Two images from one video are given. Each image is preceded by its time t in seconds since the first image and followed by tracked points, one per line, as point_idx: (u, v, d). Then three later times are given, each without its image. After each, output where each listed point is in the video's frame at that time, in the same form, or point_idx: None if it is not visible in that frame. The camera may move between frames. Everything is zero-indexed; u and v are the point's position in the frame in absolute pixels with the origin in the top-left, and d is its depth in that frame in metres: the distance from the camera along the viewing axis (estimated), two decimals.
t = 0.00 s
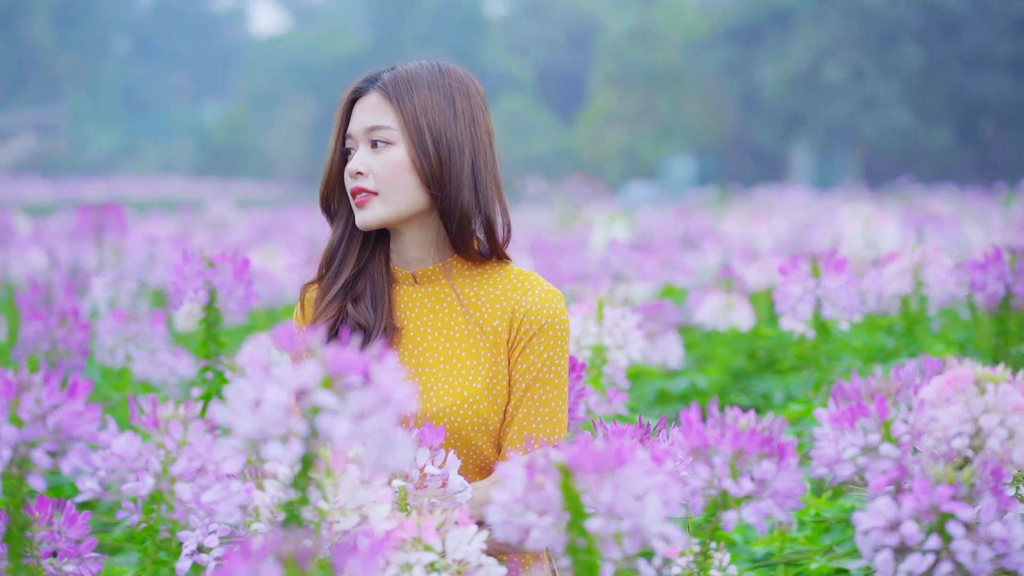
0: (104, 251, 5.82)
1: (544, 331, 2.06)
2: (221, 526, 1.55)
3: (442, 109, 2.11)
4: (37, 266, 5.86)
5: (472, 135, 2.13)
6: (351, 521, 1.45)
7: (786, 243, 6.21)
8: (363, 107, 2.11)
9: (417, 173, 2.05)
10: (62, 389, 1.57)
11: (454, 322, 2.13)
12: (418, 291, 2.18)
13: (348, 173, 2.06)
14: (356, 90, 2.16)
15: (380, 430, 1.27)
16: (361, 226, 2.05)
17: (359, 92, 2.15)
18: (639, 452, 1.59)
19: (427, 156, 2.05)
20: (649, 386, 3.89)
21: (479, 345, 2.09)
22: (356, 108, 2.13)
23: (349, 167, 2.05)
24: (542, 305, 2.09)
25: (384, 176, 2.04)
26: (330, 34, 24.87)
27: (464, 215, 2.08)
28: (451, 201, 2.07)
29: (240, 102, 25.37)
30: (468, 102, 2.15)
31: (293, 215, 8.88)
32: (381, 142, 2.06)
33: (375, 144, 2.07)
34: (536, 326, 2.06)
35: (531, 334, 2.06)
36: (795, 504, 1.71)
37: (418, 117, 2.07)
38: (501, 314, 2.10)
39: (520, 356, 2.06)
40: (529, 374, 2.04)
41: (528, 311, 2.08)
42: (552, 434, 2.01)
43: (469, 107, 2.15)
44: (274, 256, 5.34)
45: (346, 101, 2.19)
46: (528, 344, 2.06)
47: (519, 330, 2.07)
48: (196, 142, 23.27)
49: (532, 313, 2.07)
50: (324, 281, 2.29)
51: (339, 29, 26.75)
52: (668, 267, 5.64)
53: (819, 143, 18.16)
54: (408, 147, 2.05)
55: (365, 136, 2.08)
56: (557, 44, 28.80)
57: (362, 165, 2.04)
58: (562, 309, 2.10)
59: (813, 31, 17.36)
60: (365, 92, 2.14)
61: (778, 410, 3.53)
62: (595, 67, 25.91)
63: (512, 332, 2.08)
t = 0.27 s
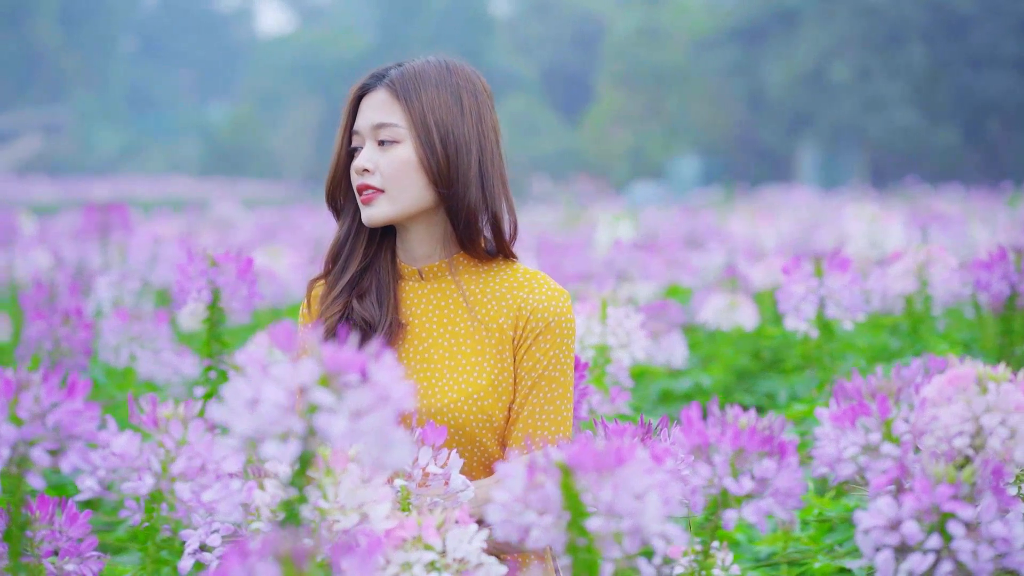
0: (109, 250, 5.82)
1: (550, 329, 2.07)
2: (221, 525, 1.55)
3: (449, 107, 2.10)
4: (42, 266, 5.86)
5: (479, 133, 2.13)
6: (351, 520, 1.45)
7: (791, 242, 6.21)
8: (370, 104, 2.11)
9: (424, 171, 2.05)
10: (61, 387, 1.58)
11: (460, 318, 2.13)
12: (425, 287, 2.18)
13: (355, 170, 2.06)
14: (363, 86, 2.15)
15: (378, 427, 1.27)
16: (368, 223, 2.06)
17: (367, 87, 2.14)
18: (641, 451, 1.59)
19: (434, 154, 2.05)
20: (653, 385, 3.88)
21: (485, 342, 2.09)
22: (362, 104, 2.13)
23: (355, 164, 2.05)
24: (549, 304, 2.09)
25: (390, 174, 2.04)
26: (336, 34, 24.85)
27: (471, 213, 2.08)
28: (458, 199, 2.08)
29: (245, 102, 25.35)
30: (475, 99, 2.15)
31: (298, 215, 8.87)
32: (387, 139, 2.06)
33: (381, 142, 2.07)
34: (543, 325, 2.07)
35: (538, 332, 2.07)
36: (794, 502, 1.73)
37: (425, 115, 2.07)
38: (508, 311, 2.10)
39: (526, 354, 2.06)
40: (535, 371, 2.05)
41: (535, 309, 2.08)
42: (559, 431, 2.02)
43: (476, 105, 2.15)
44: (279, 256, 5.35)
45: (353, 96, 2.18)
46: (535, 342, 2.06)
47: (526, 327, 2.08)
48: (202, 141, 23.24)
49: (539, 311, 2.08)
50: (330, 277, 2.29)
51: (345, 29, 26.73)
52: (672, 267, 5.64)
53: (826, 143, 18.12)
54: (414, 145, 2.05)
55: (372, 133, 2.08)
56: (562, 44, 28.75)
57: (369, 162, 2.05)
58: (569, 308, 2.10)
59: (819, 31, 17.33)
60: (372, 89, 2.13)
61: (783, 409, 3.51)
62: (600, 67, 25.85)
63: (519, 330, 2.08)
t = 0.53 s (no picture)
0: (113, 250, 5.84)
1: (557, 325, 2.07)
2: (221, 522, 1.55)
3: (458, 104, 2.10)
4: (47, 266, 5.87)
5: (487, 129, 2.13)
6: (352, 518, 1.45)
7: (796, 242, 6.20)
8: (378, 100, 2.11)
9: (433, 168, 2.05)
10: (60, 385, 1.58)
11: (467, 315, 2.13)
12: (431, 283, 2.18)
13: (363, 167, 2.06)
14: (372, 81, 2.15)
15: (375, 425, 1.27)
16: (375, 220, 2.06)
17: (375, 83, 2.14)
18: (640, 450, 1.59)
19: (443, 151, 2.05)
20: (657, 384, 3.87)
21: (491, 338, 2.09)
22: (371, 100, 2.12)
23: (363, 161, 2.05)
24: (555, 300, 2.09)
25: (398, 171, 2.04)
26: (341, 34, 24.87)
27: (479, 210, 2.09)
28: (467, 196, 2.08)
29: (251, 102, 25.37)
30: (483, 96, 2.14)
31: (303, 215, 8.87)
32: (396, 135, 2.06)
33: (389, 138, 2.07)
34: (550, 321, 2.07)
35: (545, 329, 2.06)
36: (795, 500, 1.72)
37: (434, 111, 2.07)
38: (514, 308, 2.10)
39: (532, 351, 2.06)
40: (541, 368, 2.04)
41: (541, 306, 2.08)
42: (563, 430, 2.01)
43: (485, 102, 2.15)
44: (283, 256, 5.37)
45: (362, 91, 2.18)
46: (542, 339, 2.06)
47: (532, 324, 2.07)
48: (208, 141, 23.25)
49: (546, 308, 2.08)
50: (337, 272, 2.29)
51: (350, 29, 26.73)
52: (676, 266, 5.63)
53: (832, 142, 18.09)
54: (424, 141, 2.05)
55: (380, 130, 2.08)
56: (568, 43, 28.73)
57: (377, 159, 2.04)
58: (575, 305, 2.10)
59: (825, 30, 17.31)
60: (381, 85, 2.13)
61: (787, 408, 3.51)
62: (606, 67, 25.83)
63: (526, 326, 2.08)
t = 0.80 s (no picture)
0: (118, 250, 5.84)
1: (562, 322, 2.07)
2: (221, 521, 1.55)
3: (467, 103, 2.10)
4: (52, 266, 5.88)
5: (494, 127, 2.13)
6: (352, 518, 1.45)
7: (800, 242, 6.19)
8: (387, 98, 2.10)
9: (442, 166, 2.05)
10: (59, 384, 1.60)
11: (473, 311, 2.13)
12: (437, 280, 2.18)
13: (372, 165, 2.06)
14: (380, 79, 2.14)
15: (372, 424, 1.27)
16: (385, 219, 2.06)
17: (383, 81, 2.13)
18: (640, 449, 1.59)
19: (453, 150, 2.05)
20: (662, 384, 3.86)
21: (496, 334, 2.09)
22: (380, 97, 2.12)
23: (372, 160, 2.05)
24: (561, 297, 2.09)
25: (408, 169, 2.04)
26: (347, 34, 24.85)
27: (489, 210, 2.09)
28: (477, 194, 2.08)
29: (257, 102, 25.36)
30: (491, 94, 2.14)
31: (308, 215, 8.86)
32: (405, 134, 2.06)
33: (399, 138, 2.07)
34: (557, 317, 2.07)
35: (551, 325, 2.07)
36: (795, 500, 1.73)
37: (443, 111, 2.07)
38: (520, 304, 2.10)
39: (538, 347, 2.06)
40: (546, 364, 2.05)
41: (547, 303, 2.08)
42: (568, 426, 2.02)
43: (493, 100, 2.14)
44: (287, 257, 5.39)
45: (370, 89, 2.17)
46: (548, 335, 2.06)
47: (538, 320, 2.08)
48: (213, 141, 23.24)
49: (553, 304, 2.08)
50: (344, 269, 2.29)
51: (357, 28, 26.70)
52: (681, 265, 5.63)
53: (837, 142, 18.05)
54: (433, 141, 2.05)
55: (389, 129, 2.07)
56: (574, 43, 28.68)
57: (386, 158, 2.04)
58: (581, 302, 2.11)
59: (830, 30, 17.28)
60: (389, 83, 2.12)
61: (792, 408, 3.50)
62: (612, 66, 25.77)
63: (533, 322, 2.08)
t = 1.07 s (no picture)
0: (122, 249, 5.84)
1: (566, 317, 2.07)
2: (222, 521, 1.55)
3: (474, 102, 2.10)
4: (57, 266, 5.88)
5: (502, 126, 2.13)
6: (354, 517, 1.45)
7: (804, 242, 6.18)
8: (394, 96, 2.10)
9: (451, 166, 2.05)
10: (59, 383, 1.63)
11: (477, 307, 2.13)
12: (442, 277, 2.19)
13: (381, 165, 2.06)
14: (387, 77, 2.13)
15: (373, 423, 1.27)
16: (394, 218, 2.06)
17: (390, 80, 2.12)
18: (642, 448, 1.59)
19: (462, 149, 2.05)
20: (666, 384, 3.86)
21: (500, 330, 2.09)
22: (387, 96, 2.11)
23: (380, 159, 2.05)
24: (565, 293, 2.10)
25: (417, 168, 2.04)
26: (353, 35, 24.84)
27: (497, 208, 2.10)
28: (485, 193, 2.09)
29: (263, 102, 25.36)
30: (498, 92, 2.14)
31: (312, 215, 8.85)
32: (413, 134, 2.06)
33: (407, 137, 2.06)
34: (560, 313, 2.07)
35: (554, 320, 2.07)
36: (796, 500, 1.76)
37: (452, 109, 2.07)
38: (524, 300, 2.10)
39: (541, 343, 2.06)
40: (549, 359, 2.04)
41: (550, 299, 2.09)
42: (571, 421, 2.02)
43: (500, 98, 2.14)
44: (291, 256, 5.40)
45: (376, 87, 2.16)
46: (552, 330, 2.06)
47: (541, 315, 2.08)
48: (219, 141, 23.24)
49: (556, 300, 2.08)
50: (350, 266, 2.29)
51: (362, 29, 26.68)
52: (685, 265, 5.62)
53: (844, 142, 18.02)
54: (442, 139, 2.05)
55: (397, 128, 2.07)
56: (580, 43, 28.63)
57: (394, 157, 2.04)
58: (584, 298, 2.11)
59: (837, 30, 17.25)
60: (396, 81, 2.11)
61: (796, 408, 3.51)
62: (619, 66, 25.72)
63: (536, 317, 2.09)
